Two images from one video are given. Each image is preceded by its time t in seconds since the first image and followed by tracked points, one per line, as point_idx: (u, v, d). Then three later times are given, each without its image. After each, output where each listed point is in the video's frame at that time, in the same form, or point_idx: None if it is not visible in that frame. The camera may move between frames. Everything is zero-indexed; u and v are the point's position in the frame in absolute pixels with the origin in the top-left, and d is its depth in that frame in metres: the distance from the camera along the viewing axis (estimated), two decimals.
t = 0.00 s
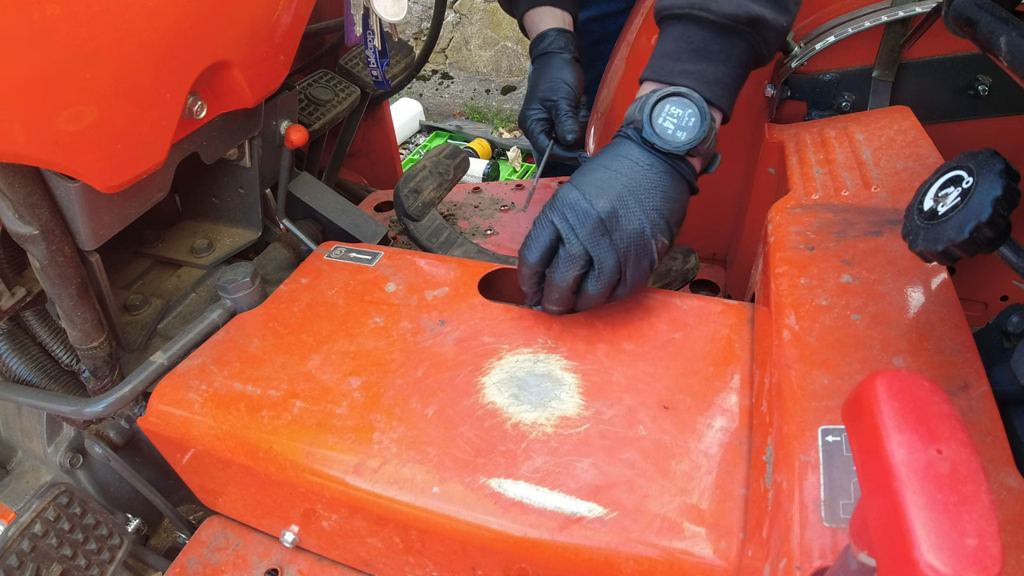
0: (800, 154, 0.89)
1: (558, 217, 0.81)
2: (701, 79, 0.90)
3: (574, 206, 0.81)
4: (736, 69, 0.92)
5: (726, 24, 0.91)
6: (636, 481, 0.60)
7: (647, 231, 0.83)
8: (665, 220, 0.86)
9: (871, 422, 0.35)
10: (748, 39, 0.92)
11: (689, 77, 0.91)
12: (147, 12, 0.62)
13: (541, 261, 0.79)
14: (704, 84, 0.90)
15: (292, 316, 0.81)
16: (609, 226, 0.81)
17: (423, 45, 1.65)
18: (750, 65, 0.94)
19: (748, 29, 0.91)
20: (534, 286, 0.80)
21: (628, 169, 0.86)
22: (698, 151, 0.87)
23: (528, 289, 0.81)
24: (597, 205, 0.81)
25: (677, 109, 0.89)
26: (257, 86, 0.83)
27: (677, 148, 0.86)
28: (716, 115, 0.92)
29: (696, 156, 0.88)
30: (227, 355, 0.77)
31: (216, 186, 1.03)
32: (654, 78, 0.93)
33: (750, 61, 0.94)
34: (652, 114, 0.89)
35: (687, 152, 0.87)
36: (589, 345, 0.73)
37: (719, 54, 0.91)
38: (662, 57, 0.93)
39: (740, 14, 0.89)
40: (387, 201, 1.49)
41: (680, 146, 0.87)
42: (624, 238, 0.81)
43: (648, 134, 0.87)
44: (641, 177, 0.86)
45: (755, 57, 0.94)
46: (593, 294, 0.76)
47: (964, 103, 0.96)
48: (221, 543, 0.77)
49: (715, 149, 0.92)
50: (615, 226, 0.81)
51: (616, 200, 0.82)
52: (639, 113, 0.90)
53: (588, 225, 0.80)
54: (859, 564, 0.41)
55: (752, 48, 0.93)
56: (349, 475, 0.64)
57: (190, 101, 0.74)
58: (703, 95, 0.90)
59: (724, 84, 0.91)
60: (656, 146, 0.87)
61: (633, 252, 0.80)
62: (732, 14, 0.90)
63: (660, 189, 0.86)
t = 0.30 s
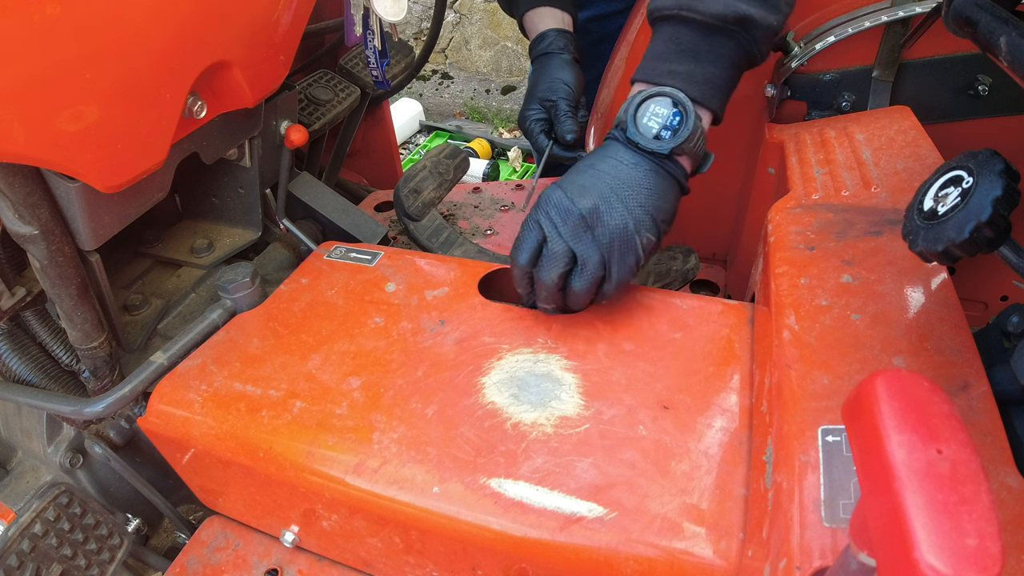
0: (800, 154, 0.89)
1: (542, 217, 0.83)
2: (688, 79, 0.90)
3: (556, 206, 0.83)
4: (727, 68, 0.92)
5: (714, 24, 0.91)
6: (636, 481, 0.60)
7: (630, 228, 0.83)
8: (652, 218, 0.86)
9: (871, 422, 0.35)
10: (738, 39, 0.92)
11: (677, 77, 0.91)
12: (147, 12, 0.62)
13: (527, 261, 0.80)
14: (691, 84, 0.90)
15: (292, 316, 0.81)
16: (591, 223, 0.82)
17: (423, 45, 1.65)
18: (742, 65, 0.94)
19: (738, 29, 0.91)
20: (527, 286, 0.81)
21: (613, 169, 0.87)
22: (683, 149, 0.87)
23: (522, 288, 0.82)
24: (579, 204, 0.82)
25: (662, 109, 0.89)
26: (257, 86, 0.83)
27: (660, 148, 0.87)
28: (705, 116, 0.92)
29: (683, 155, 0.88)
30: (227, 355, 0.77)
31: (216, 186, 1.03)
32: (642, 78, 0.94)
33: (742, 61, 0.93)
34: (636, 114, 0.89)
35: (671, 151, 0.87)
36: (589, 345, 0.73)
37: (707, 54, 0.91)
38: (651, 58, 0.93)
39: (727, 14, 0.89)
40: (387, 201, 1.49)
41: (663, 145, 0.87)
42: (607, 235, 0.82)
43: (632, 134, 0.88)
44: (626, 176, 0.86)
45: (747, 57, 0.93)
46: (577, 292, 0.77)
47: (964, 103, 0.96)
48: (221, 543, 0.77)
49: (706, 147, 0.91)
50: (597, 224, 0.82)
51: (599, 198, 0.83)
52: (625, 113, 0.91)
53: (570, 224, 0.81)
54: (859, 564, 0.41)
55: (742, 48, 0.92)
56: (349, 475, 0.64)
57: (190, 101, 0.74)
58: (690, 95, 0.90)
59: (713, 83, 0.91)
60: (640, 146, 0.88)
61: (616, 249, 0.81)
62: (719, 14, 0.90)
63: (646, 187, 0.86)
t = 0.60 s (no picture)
0: (800, 154, 0.89)
1: (515, 220, 0.84)
2: (661, 76, 0.90)
3: (527, 208, 0.84)
4: (704, 63, 0.90)
5: (687, 19, 0.89)
6: (636, 481, 0.60)
7: (602, 222, 0.83)
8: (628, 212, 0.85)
9: (871, 422, 0.35)
10: (714, 32, 0.89)
11: (651, 74, 0.90)
12: (147, 12, 0.62)
13: (501, 260, 0.80)
14: (664, 81, 0.89)
15: (292, 316, 0.81)
16: (561, 220, 0.82)
17: (423, 45, 1.65)
18: (723, 61, 0.91)
19: (714, 22, 0.89)
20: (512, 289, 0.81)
21: (585, 168, 0.88)
22: (652, 140, 0.87)
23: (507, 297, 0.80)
24: (548, 204, 0.83)
25: (630, 104, 0.90)
26: (257, 86, 0.83)
27: (628, 141, 0.87)
28: (677, 112, 0.91)
29: (655, 146, 0.88)
30: (227, 355, 0.77)
31: (216, 186, 1.03)
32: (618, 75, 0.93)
33: (722, 56, 0.91)
34: (605, 111, 0.90)
35: (639, 143, 0.87)
36: (589, 345, 0.73)
37: (682, 50, 0.90)
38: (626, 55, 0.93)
39: (701, 7, 0.88)
40: (387, 201, 1.49)
41: (631, 138, 0.87)
42: (578, 230, 0.82)
43: (601, 131, 0.89)
44: (598, 173, 0.87)
45: (728, 52, 0.91)
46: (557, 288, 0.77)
47: (964, 103, 0.96)
48: (221, 543, 0.77)
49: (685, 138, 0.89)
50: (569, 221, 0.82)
51: (569, 197, 0.84)
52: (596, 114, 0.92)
53: (540, 224, 0.82)
54: (859, 563, 0.41)
55: (720, 41, 0.90)
56: (349, 475, 0.64)
57: (190, 101, 0.74)
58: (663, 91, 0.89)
59: (688, 79, 0.90)
60: (610, 143, 0.88)
61: (589, 244, 0.81)
62: (692, 9, 0.88)
63: (619, 181, 0.86)
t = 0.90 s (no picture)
0: (800, 154, 0.89)
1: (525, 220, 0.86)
2: (661, 58, 0.90)
3: (538, 209, 0.86)
4: (706, 46, 0.91)
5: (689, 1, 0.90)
6: (635, 481, 0.60)
7: (613, 218, 0.86)
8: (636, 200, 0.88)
9: (871, 422, 0.35)
10: (716, 14, 0.90)
11: (651, 56, 0.91)
12: (147, 12, 0.62)
13: (517, 261, 0.83)
14: (664, 62, 0.90)
15: (292, 316, 0.81)
16: (575, 220, 0.85)
17: (423, 45, 1.65)
18: (724, 44, 0.92)
19: (716, 5, 0.89)
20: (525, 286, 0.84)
21: (589, 158, 0.89)
22: (655, 123, 0.87)
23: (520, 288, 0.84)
24: (559, 203, 0.85)
25: (632, 86, 0.90)
26: (257, 86, 0.83)
27: (631, 125, 0.87)
28: (677, 93, 0.92)
29: (657, 129, 0.89)
30: (227, 355, 0.77)
31: (216, 186, 1.03)
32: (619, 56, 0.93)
33: (723, 39, 0.91)
34: (606, 96, 0.90)
35: (642, 127, 0.87)
36: (589, 345, 0.73)
37: (683, 32, 0.90)
38: (628, 38, 0.93)
39: None
40: (387, 201, 1.49)
41: (633, 122, 0.87)
42: (591, 228, 0.85)
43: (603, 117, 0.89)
44: (603, 163, 0.88)
45: (730, 36, 0.91)
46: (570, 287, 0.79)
47: (964, 103, 0.96)
48: (221, 543, 0.77)
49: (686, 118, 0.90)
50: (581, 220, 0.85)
51: (579, 193, 0.86)
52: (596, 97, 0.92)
53: (554, 225, 0.85)
54: (859, 563, 0.41)
55: (723, 24, 0.90)
56: (349, 475, 0.64)
57: (190, 101, 0.74)
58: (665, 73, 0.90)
59: (689, 60, 0.90)
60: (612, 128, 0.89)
61: (601, 241, 0.85)
62: None
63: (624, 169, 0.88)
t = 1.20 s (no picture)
0: (800, 154, 0.89)
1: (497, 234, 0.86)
2: (619, 65, 0.88)
3: (505, 218, 0.87)
4: (663, 53, 0.87)
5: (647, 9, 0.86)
6: (636, 481, 0.60)
7: (579, 208, 0.85)
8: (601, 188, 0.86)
9: (871, 422, 0.35)
10: (675, 23, 0.86)
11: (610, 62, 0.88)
12: (147, 11, 0.62)
13: (496, 272, 0.81)
14: (621, 70, 0.88)
15: (292, 316, 0.81)
16: (542, 219, 0.84)
17: (423, 45, 1.65)
18: (682, 51, 0.88)
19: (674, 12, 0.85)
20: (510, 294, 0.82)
21: (548, 160, 0.89)
22: (602, 122, 0.86)
23: (506, 297, 0.79)
24: (522, 206, 0.85)
25: (581, 88, 0.88)
26: (257, 86, 0.83)
27: (578, 125, 0.86)
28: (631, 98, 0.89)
29: (606, 128, 0.87)
30: (227, 355, 0.77)
31: (216, 186, 1.03)
32: (581, 60, 0.91)
33: (681, 46, 0.87)
34: (558, 100, 0.90)
35: (590, 126, 0.86)
36: (589, 345, 0.73)
37: (640, 38, 0.87)
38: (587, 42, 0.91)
39: None
40: (387, 201, 1.49)
41: (580, 122, 0.86)
42: (560, 222, 0.84)
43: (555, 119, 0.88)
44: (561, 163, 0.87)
45: (689, 44, 0.87)
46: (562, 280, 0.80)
47: (964, 103, 0.96)
48: (221, 543, 0.77)
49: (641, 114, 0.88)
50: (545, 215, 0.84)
51: (540, 193, 0.86)
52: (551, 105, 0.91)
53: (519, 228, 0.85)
54: (859, 563, 0.41)
55: (681, 33, 0.86)
56: (349, 475, 0.64)
57: (190, 101, 0.74)
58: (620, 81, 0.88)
59: (645, 67, 0.87)
60: (563, 129, 0.88)
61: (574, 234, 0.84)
62: None
63: (581, 165, 0.87)
